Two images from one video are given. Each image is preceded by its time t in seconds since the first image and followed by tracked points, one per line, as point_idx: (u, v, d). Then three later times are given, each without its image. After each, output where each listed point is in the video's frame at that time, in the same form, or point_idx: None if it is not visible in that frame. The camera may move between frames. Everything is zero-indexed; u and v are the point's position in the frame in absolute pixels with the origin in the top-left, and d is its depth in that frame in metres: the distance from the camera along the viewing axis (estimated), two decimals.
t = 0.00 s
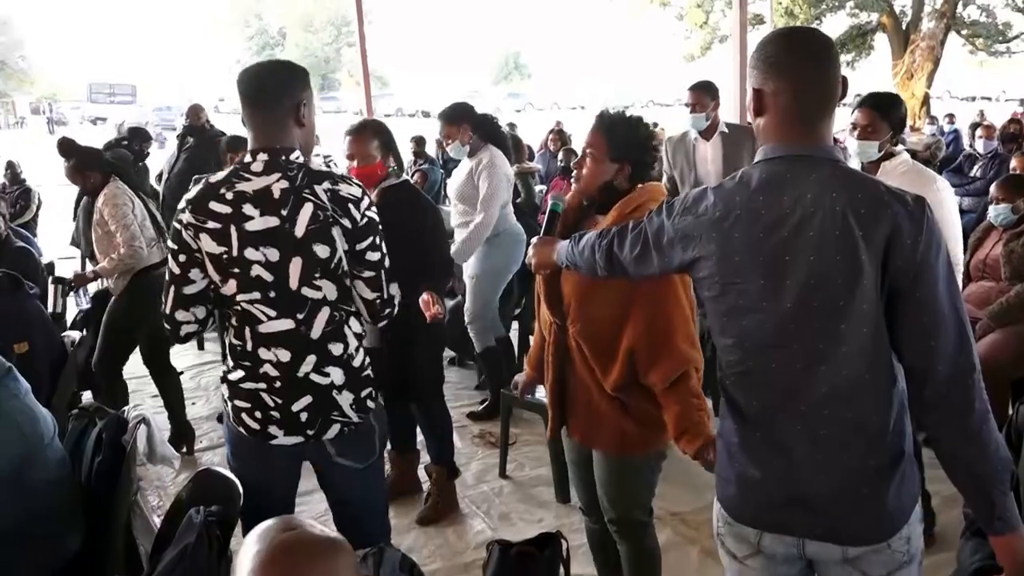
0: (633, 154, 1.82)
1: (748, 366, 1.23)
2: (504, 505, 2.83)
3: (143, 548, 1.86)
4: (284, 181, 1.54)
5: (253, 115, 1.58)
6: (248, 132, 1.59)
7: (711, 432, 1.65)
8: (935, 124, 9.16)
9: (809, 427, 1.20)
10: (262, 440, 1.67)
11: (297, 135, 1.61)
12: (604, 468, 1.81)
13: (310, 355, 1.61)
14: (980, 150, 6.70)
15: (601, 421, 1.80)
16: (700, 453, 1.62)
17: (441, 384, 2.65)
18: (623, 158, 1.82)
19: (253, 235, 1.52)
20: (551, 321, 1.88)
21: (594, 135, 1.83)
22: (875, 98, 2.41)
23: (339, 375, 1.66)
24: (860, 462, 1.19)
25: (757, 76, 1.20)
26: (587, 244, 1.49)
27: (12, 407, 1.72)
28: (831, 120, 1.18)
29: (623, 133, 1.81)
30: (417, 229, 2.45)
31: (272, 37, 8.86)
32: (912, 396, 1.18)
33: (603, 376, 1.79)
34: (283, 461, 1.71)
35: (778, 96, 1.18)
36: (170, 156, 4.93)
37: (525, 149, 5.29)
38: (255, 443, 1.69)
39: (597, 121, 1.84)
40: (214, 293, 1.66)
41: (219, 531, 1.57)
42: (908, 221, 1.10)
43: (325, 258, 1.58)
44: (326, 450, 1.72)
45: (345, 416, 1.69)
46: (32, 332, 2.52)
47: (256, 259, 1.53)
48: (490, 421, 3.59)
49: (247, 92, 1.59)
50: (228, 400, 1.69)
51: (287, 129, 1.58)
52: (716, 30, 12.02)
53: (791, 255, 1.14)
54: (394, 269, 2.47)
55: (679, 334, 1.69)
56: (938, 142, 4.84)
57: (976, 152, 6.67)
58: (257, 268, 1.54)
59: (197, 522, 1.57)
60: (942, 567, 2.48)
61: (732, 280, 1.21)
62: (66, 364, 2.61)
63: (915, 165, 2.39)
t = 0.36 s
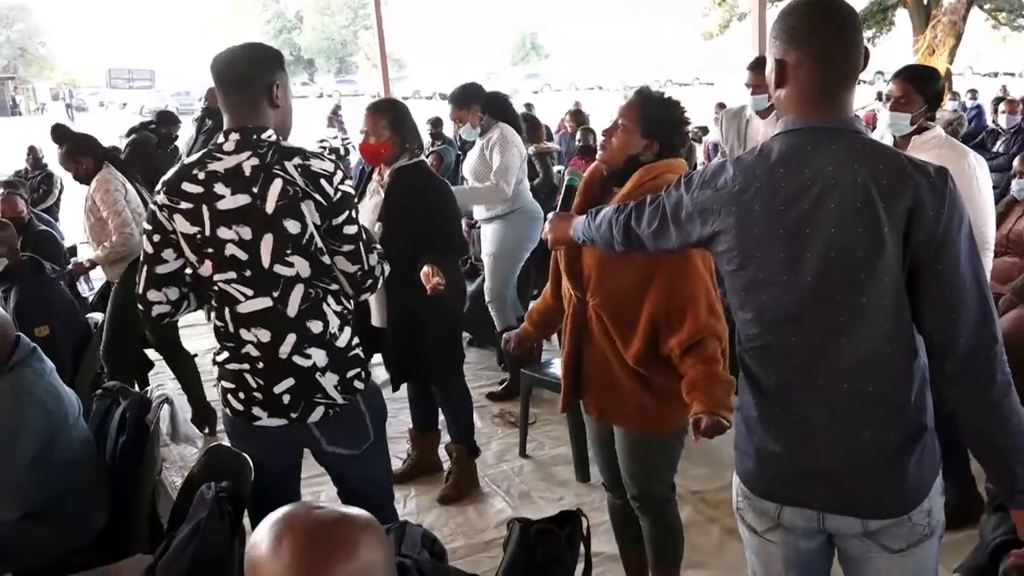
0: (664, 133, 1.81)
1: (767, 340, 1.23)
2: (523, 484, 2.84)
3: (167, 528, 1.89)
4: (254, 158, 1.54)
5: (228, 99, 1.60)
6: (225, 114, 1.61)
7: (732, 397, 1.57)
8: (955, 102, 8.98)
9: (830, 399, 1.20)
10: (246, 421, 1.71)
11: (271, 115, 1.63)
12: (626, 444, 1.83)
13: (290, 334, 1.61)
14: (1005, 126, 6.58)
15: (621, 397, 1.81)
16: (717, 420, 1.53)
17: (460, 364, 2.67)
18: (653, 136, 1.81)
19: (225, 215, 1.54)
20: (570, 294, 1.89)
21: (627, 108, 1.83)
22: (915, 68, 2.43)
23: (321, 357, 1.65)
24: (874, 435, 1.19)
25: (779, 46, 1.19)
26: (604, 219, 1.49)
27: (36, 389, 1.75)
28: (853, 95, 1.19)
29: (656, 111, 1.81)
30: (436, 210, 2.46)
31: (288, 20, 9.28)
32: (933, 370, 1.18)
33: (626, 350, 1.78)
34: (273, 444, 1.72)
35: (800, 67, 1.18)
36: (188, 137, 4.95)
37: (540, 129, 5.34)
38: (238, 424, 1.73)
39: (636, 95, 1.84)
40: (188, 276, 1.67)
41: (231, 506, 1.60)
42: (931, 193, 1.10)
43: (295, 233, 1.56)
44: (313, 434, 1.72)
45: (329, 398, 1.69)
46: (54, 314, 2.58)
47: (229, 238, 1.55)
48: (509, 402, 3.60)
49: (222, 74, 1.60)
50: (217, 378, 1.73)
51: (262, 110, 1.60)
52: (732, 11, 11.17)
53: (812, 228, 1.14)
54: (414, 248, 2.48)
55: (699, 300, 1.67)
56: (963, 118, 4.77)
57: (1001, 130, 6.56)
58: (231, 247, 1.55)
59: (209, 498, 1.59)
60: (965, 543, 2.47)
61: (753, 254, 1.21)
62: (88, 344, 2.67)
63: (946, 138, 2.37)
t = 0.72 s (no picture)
0: (644, 149, 1.81)
1: (774, 348, 1.22)
2: (530, 495, 2.83)
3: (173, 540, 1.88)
4: (257, 171, 1.53)
5: (233, 103, 1.59)
6: (230, 123, 1.61)
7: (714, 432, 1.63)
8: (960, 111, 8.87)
9: (839, 407, 1.19)
10: (258, 425, 1.72)
11: (274, 122, 1.61)
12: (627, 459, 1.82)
13: (300, 343, 1.61)
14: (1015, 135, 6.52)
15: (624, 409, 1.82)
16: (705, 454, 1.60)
17: (467, 376, 2.66)
18: (633, 156, 1.81)
19: (231, 228, 1.54)
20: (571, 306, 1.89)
21: (601, 131, 1.83)
22: (939, 75, 2.42)
23: (331, 362, 1.65)
24: (888, 447, 1.18)
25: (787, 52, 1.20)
26: (608, 227, 1.49)
27: (42, 399, 1.74)
28: (863, 102, 1.18)
29: (630, 127, 1.80)
30: (441, 220, 2.46)
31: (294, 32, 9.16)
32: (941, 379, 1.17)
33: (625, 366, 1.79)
34: (282, 451, 1.72)
35: (803, 75, 1.18)
36: (190, 149, 4.93)
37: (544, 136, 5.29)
38: (248, 427, 1.74)
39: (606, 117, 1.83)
40: (205, 284, 1.68)
41: (247, 518, 1.61)
42: (940, 204, 1.08)
43: (300, 246, 1.55)
44: (323, 440, 1.72)
45: (338, 403, 1.68)
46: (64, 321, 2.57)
47: (236, 251, 1.55)
48: (515, 412, 3.58)
49: (228, 82, 1.60)
50: (231, 385, 1.74)
51: (264, 119, 1.59)
52: (739, 17, 10.73)
53: (821, 237, 1.14)
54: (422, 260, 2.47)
55: (693, 324, 1.68)
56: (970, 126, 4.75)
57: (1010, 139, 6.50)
58: (238, 260, 1.55)
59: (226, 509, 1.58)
60: (975, 554, 2.46)
61: (760, 262, 1.20)
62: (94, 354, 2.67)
63: (977, 146, 2.37)
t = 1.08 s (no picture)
0: (663, 150, 1.79)
1: (784, 360, 1.17)
2: (529, 508, 2.78)
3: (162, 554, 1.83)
4: (254, 176, 1.49)
5: (238, 102, 1.56)
6: (233, 125, 1.57)
7: (695, 441, 1.62)
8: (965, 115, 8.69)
9: (847, 415, 1.14)
10: (253, 434, 1.66)
11: (275, 126, 1.57)
12: (624, 470, 1.78)
13: (295, 351, 1.56)
14: None
15: (617, 420, 1.77)
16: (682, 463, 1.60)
17: (465, 387, 2.61)
18: (651, 151, 1.78)
19: (225, 233, 1.49)
20: (569, 315, 1.85)
21: (618, 127, 1.79)
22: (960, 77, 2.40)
23: (327, 371, 1.60)
24: (898, 459, 1.14)
25: (797, 57, 1.15)
26: (608, 237, 1.45)
27: (27, 409, 1.69)
28: (874, 105, 1.14)
29: (651, 122, 1.77)
30: (439, 226, 2.42)
31: (285, 32, 9.04)
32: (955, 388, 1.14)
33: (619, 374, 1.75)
34: (276, 460, 1.67)
35: (820, 81, 1.13)
36: (175, 153, 4.83)
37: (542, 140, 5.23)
38: (243, 436, 1.68)
39: (621, 112, 1.81)
40: (202, 287, 1.64)
41: (239, 531, 1.57)
42: (956, 209, 1.06)
43: (293, 255, 1.50)
44: (320, 451, 1.66)
45: (335, 414, 1.63)
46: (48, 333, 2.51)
47: (231, 255, 1.50)
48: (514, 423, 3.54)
49: (234, 82, 1.56)
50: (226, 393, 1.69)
51: (264, 122, 1.55)
52: (743, 17, 10.23)
53: (833, 245, 1.09)
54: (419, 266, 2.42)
55: (689, 334, 1.64)
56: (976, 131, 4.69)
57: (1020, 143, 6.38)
58: (233, 265, 1.51)
59: (217, 522, 1.54)
60: (985, 569, 2.41)
61: (765, 274, 1.16)
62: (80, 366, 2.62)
63: (1002, 152, 2.33)
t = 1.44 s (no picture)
0: (657, 146, 1.73)
1: (785, 366, 1.12)
2: (529, 518, 2.74)
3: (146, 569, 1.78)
4: (240, 176, 1.44)
5: (226, 98, 1.51)
6: (222, 123, 1.52)
7: (706, 445, 1.56)
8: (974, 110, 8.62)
9: (855, 430, 1.09)
10: (240, 443, 1.61)
11: (263, 124, 1.51)
12: (627, 477, 1.73)
13: (283, 358, 1.51)
14: None
15: (621, 426, 1.72)
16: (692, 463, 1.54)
17: (465, 396, 2.56)
18: (648, 152, 1.73)
19: (212, 235, 1.45)
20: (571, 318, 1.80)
21: (609, 130, 1.74)
22: (982, 74, 2.44)
23: (316, 379, 1.54)
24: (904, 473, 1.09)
25: (835, 53, 1.09)
26: (611, 238, 1.39)
27: (11, 418, 1.63)
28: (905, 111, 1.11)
29: (647, 120, 1.72)
30: (439, 230, 2.36)
31: (278, 27, 9.05)
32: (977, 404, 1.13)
33: (622, 377, 1.70)
34: (263, 469, 1.62)
35: (860, 81, 1.08)
36: (160, 154, 4.79)
37: (541, 139, 5.18)
38: (232, 443, 1.64)
39: (610, 113, 1.75)
40: (188, 290, 1.59)
41: (231, 543, 1.52)
42: (987, 227, 1.03)
43: (280, 258, 1.45)
44: (309, 460, 1.61)
45: (324, 422, 1.57)
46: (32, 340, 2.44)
47: (217, 258, 1.46)
48: (512, 430, 3.49)
49: (224, 79, 1.51)
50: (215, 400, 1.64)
51: (253, 120, 1.49)
52: (749, 11, 10.17)
53: (856, 252, 1.04)
54: (413, 272, 2.37)
55: (696, 338, 1.60)
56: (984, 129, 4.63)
57: None
58: (219, 268, 1.47)
59: (209, 532, 1.51)
60: None
61: (785, 273, 1.09)
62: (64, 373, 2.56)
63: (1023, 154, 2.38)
